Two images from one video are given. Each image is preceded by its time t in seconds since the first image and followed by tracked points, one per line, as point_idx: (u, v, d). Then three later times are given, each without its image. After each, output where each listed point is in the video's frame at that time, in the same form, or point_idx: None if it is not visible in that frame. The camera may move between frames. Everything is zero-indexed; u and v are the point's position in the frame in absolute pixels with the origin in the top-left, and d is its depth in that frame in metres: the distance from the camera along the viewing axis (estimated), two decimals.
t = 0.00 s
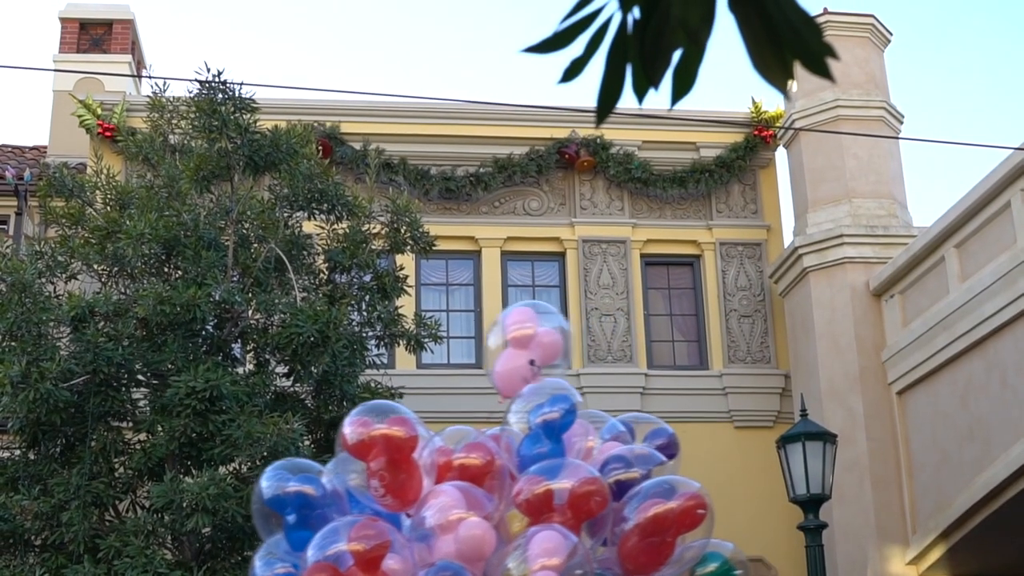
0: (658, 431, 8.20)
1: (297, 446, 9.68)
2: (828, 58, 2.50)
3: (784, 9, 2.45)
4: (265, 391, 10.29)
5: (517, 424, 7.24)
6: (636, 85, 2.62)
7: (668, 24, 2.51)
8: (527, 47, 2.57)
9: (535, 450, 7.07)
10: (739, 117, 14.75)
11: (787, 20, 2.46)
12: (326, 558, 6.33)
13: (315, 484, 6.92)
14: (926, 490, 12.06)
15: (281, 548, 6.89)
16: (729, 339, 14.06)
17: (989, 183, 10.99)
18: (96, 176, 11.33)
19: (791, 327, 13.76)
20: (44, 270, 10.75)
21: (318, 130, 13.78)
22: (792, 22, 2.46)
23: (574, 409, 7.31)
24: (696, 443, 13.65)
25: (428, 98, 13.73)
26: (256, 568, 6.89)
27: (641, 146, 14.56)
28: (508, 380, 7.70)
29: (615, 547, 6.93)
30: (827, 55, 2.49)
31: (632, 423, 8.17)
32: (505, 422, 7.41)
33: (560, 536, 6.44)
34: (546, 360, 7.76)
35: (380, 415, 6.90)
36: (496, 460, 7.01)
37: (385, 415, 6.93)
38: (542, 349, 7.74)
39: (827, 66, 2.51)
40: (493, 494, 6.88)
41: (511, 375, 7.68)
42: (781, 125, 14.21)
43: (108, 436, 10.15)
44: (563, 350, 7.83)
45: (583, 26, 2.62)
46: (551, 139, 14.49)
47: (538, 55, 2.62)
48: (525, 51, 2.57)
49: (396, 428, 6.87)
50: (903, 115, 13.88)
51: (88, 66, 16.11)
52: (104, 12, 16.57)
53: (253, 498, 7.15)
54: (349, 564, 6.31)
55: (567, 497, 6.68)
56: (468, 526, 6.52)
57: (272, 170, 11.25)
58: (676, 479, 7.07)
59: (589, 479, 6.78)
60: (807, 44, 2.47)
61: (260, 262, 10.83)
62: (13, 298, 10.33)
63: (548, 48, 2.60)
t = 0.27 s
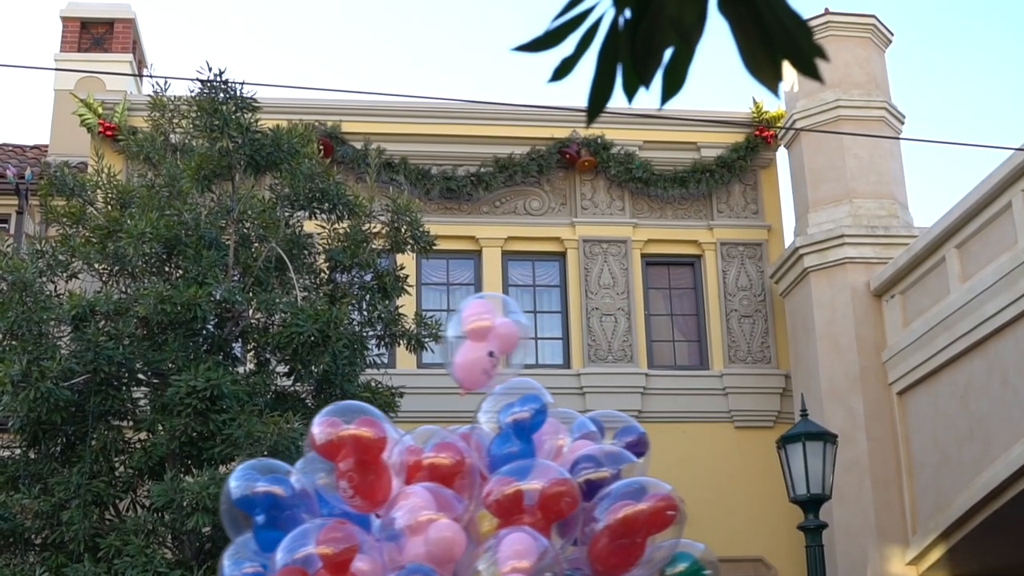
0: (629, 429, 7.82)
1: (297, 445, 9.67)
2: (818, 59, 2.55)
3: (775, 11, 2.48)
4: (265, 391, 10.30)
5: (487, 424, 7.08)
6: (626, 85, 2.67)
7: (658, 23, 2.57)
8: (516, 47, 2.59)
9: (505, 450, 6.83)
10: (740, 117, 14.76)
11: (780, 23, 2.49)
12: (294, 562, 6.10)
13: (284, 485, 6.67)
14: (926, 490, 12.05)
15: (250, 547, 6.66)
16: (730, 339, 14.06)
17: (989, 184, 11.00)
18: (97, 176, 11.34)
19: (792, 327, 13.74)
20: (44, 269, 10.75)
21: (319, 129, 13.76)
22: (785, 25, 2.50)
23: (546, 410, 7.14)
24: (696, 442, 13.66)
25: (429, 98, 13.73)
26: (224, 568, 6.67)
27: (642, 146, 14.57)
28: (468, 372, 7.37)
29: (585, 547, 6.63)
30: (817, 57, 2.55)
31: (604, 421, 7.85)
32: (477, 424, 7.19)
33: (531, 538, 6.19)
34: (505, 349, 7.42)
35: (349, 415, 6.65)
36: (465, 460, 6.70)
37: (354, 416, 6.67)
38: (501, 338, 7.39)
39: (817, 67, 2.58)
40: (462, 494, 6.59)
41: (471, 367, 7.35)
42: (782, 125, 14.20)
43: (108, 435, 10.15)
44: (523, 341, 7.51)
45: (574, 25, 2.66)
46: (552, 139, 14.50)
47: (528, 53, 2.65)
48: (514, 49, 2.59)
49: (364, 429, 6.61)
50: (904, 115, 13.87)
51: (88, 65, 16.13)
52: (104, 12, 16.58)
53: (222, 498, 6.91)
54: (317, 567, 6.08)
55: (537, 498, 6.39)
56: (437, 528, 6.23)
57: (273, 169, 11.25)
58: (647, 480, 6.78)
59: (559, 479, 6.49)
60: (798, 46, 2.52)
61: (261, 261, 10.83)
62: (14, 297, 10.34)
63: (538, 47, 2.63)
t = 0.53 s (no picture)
0: (598, 428, 7.67)
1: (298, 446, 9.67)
2: (806, 59, 2.58)
3: (763, 9, 2.52)
4: (264, 392, 10.29)
5: (455, 424, 6.98)
6: (615, 86, 2.70)
7: (648, 21, 2.61)
8: (507, 47, 2.61)
9: (474, 450, 6.75)
10: (740, 118, 14.76)
11: (770, 26, 2.54)
12: (262, 567, 6.04)
13: (252, 488, 6.64)
14: (926, 491, 12.05)
15: (219, 549, 6.61)
16: (729, 340, 14.05)
17: (989, 186, 11.00)
18: (96, 176, 11.34)
19: (792, 328, 13.74)
20: (43, 269, 10.75)
21: (319, 130, 13.76)
22: (774, 26, 2.54)
23: (515, 410, 7.04)
24: (696, 442, 13.65)
25: (429, 98, 13.75)
26: (193, 570, 6.62)
27: (641, 147, 14.57)
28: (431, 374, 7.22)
29: (554, 546, 6.52)
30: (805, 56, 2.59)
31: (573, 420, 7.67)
32: (445, 424, 7.09)
33: (501, 538, 6.10)
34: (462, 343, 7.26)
35: (318, 416, 6.60)
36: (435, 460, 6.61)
37: (323, 417, 6.62)
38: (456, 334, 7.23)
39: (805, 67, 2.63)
40: (432, 495, 6.48)
41: (432, 366, 7.19)
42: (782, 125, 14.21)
43: (107, 435, 10.13)
44: (479, 334, 7.36)
45: (562, 25, 2.67)
46: (551, 139, 14.49)
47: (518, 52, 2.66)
48: (505, 49, 2.61)
49: (333, 430, 6.55)
50: (904, 116, 13.88)
51: (87, 65, 16.13)
52: (105, 12, 16.61)
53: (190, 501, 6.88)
54: (285, 572, 6.03)
55: (507, 498, 6.31)
56: (407, 530, 6.15)
57: (273, 170, 11.27)
58: (617, 479, 6.65)
59: (529, 478, 6.41)
60: (788, 48, 2.56)
61: (260, 262, 10.82)
62: (13, 297, 10.35)
63: (528, 45, 2.64)
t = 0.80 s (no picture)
0: (567, 428, 7.65)
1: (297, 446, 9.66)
2: (799, 56, 2.59)
3: (758, 9, 2.53)
4: (263, 391, 10.27)
5: (424, 423, 6.91)
6: (608, 83, 2.70)
7: (641, 18, 2.61)
8: (500, 44, 2.61)
9: (442, 449, 6.67)
10: (738, 118, 14.77)
11: (765, 25, 2.55)
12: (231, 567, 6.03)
13: (220, 489, 6.57)
14: (924, 491, 12.06)
15: (188, 551, 6.54)
16: (728, 340, 14.05)
17: (987, 186, 11.00)
18: (94, 175, 11.35)
19: (789, 327, 13.76)
20: (42, 268, 10.74)
21: (316, 129, 13.77)
22: (768, 25, 2.55)
23: (483, 409, 6.97)
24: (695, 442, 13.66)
25: (426, 98, 13.76)
26: (163, 572, 6.57)
27: (639, 146, 14.58)
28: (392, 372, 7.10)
29: (524, 544, 6.45)
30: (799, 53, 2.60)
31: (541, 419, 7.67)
32: (413, 425, 7.01)
33: (470, 535, 6.06)
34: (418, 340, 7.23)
35: (286, 417, 6.54)
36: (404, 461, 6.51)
37: (291, 418, 6.55)
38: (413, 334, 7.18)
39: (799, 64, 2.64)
40: (400, 493, 6.42)
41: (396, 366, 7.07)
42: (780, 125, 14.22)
43: (105, 435, 10.14)
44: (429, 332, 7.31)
45: (556, 22, 2.67)
46: (550, 139, 14.49)
47: (511, 50, 2.65)
48: (499, 46, 2.60)
49: (300, 430, 6.50)
50: (901, 116, 13.89)
51: (84, 65, 16.13)
52: (102, 11, 16.60)
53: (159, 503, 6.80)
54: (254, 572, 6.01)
55: (476, 496, 6.24)
56: (376, 528, 6.13)
57: (271, 170, 11.27)
58: (587, 475, 6.56)
59: (498, 476, 6.33)
60: (781, 45, 2.57)
61: (258, 261, 10.81)
62: (11, 298, 10.35)
63: (521, 43, 2.64)
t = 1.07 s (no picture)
0: (535, 427, 7.69)
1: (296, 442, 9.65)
2: (797, 49, 2.59)
3: (759, 5, 2.53)
4: (260, 386, 10.26)
5: (392, 419, 6.95)
6: (608, 76, 2.69)
7: (640, 11, 2.61)
8: (499, 35, 2.60)
9: (411, 444, 6.72)
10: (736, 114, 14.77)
11: (763, 17, 2.55)
12: (201, 561, 5.91)
13: (188, 485, 6.43)
14: (921, 487, 12.07)
15: (156, 549, 6.40)
16: (726, 336, 14.06)
17: (985, 181, 11.01)
18: (92, 170, 11.35)
19: (786, 323, 13.77)
20: (40, 264, 10.74)
21: (314, 125, 13.78)
22: (767, 17, 2.55)
23: (451, 405, 7.00)
24: (693, 437, 13.67)
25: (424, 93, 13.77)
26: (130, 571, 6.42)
27: (636, 142, 14.59)
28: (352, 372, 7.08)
29: (493, 539, 6.46)
30: (797, 46, 2.61)
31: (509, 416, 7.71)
32: (381, 421, 7.06)
33: (439, 529, 6.07)
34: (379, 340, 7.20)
35: (254, 412, 6.50)
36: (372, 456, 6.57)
37: (259, 414, 6.51)
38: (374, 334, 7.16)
39: (798, 55, 2.63)
40: (369, 489, 6.44)
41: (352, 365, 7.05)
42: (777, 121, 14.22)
43: (102, 431, 10.16)
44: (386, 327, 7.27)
45: (555, 15, 2.67)
46: (548, 135, 14.49)
47: (510, 43, 2.65)
48: (497, 39, 2.60)
49: (269, 425, 6.47)
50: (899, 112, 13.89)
51: (82, 60, 16.12)
52: (101, 6, 16.58)
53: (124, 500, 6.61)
54: (224, 566, 5.91)
55: (444, 491, 6.29)
56: (345, 522, 6.15)
57: (268, 165, 11.26)
58: (555, 469, 6.57)
59: (467, 471, 6.38)
60: (781, 38, 2.57)
61: (256, 257, 10.75)
62: (8, 292, 10.34)
63: (519, 36, 2.64)
